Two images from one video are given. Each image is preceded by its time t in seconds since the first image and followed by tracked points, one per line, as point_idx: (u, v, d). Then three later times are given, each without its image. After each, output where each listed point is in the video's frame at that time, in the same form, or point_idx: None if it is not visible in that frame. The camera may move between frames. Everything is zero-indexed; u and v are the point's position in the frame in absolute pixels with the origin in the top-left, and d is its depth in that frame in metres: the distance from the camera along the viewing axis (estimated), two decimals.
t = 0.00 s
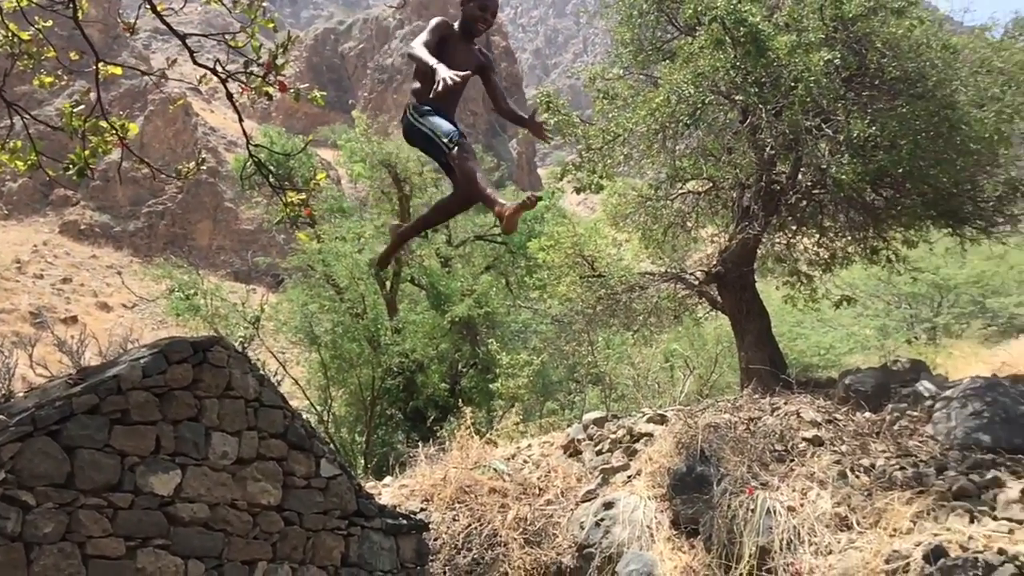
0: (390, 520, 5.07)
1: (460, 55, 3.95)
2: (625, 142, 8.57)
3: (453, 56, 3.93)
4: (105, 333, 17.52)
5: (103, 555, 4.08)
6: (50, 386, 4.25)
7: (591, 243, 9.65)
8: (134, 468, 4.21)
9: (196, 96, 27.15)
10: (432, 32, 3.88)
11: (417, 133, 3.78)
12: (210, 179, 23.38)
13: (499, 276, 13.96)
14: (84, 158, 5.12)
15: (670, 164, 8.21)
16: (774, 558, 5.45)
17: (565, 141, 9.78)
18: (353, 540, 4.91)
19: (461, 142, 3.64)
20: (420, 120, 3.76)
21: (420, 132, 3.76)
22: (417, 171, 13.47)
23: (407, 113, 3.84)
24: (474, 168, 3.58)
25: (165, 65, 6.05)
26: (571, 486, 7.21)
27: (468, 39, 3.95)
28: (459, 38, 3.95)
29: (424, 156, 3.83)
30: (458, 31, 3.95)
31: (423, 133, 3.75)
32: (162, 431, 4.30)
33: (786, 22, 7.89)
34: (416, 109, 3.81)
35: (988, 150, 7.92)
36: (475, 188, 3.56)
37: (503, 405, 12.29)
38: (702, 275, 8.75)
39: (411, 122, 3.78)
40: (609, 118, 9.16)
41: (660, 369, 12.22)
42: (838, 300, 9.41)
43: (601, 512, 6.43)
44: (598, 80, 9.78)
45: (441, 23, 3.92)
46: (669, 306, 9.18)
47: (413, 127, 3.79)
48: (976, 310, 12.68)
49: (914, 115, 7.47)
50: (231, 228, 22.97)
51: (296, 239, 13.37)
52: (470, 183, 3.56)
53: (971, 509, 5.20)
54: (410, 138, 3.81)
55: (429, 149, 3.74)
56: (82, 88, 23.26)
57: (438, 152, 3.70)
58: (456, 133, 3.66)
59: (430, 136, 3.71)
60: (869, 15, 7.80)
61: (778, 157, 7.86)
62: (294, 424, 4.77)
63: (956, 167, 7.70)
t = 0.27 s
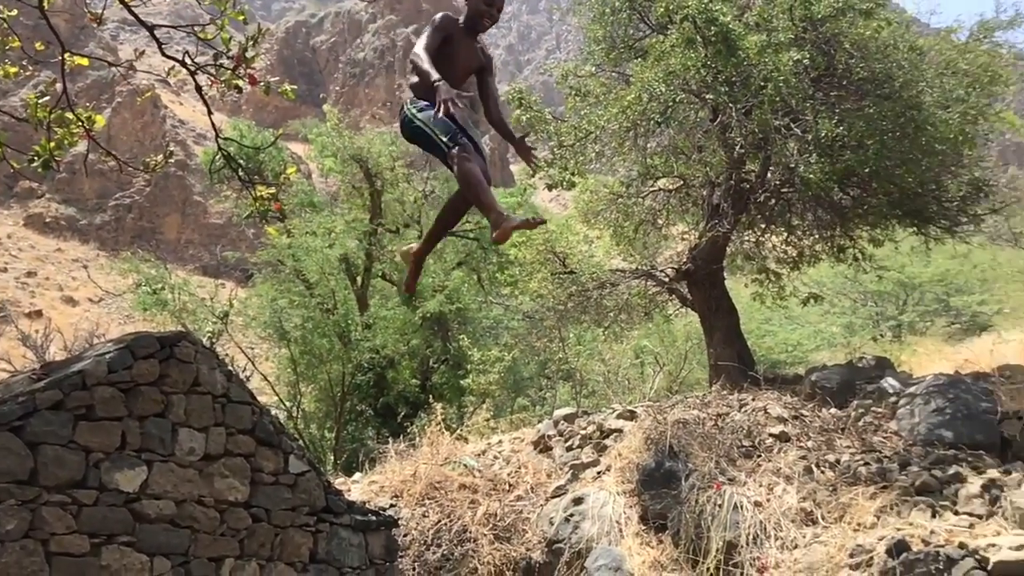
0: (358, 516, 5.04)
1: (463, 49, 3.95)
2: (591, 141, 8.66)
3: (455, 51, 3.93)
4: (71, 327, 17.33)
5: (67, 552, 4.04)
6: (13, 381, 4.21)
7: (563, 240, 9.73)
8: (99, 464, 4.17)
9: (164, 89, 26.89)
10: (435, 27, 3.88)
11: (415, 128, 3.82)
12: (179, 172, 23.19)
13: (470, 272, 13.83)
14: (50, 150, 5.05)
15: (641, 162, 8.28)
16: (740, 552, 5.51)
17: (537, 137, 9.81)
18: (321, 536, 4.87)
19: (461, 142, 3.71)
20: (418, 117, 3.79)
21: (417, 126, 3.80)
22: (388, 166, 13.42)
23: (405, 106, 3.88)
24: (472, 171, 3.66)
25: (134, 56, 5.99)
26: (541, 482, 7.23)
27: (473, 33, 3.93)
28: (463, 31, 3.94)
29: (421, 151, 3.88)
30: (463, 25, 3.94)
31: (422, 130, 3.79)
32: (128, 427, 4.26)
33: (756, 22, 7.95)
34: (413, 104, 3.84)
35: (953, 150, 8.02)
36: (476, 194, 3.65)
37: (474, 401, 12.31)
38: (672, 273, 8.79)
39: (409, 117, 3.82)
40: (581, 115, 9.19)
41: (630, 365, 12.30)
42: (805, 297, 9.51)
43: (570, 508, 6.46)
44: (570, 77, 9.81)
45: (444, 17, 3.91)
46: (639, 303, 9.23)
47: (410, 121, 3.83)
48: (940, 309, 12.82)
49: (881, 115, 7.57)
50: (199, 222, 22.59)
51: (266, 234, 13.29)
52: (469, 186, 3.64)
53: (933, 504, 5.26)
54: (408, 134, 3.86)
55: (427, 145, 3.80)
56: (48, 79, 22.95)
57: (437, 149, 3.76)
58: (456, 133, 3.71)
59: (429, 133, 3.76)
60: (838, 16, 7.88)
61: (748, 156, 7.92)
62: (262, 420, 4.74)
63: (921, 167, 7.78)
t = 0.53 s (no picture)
0: (325, 511, 4.97)
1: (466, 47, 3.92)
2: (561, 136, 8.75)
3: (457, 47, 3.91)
4: (33, 320, 17.10)
5: (27, 548, 4.02)
6: None
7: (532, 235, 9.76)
8: (60, 459, 4.14)
9: (130, 78, 26.55)
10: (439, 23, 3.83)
11: (413, 126, 3.83)
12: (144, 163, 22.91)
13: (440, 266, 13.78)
14: (11, 139, 4.96)
15: (610, 157, 8.32)
16: (706, 545, 5.56)
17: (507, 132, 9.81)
18: (286, 531, 4.80)
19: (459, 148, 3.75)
20: (418, 117, 3.80)
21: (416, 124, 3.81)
22: (357, 159, 13.32)
23: (402, 103, 3.87)
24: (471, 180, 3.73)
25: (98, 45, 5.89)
26: (509, 476, 7.26)
27: (475, 30, 3.90)
28: (466, 27, 3.90)
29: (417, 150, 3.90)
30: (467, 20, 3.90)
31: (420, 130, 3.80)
32: (90, 421, 4.23)
33: (725, 20, 8.00)
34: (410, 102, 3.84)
35: (916, 149, 8.10)
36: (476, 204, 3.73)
37: (443, 395, 12.31)
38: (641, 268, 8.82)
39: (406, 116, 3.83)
40: (551, 110, 9.19)
41: (598, 360, 12.34)
42: (771, 293, 9.61)
43: (538, 502, 6.50)
44: (540, 72, 9.81)
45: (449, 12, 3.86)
46: (608, 298, 9.27)
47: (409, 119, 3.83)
48: (902, 305, 13.24)
49: (847, 113, 7.64)
50: (165, 214, 22.45)
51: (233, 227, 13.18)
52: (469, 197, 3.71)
53: (894, 497, 5.32)
54: (404, 133, 3.87)
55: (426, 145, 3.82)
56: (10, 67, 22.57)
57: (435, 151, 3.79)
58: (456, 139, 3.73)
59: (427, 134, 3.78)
60: (805, 15, 7.94)
61: (716, 153, 7.98)
62: (228, 414, 4.69)
63: (885, 166, 7.84)
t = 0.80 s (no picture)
0: (293, 504, 4.94)
1: (472, 47, 4.05)
2: (535, 128, 8.78)
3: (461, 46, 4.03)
4: None
5: None
6: None
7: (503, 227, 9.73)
8: (23, 452, 4.12)
9: (96, 67, 26.18)
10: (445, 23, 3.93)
11: (412, 123, 3.98)
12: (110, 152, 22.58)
13: (411, 259, 13.80)
14: None
15: (582, 151, 8.33)
16: (673, 536, 5.61)
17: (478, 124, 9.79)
18: (254, 524, 4.78)
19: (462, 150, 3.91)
20: (418, 116, 3.95)
21: (416, 123, 3.97)
22: (327, 150, 13.22)
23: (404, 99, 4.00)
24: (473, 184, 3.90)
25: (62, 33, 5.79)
26: (479, 468, 7.28)
27: (482, 31, 4.03)
28: (473, 27, 4.02)
29: (415, 146, 4.07)
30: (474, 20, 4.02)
31: (420, 128, 3.97)
32: (53, 415, 4.20)
33: (695, 16, 8.03)
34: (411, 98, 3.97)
35: (881, 145, 8.18)
36: (476, 211, 3.94)
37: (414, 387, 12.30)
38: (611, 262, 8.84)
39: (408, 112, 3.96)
40: (523, 104, 9.19)
41: (569, 353, 12.35)
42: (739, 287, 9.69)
43: (508, 494, 6.55)
44: (512, 65, 9.79)
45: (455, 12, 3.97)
46: (578, 292, 9.30)
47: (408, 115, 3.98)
48: (869, 299, 13.46)
49: (815, 110, 7.71)
50: (131, 204, 22.09)
51: (201, 218, 13.05)
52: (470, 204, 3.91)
53: (858, 488, 5.38)
54: (403, 128, 4.03)
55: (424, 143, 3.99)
56: None
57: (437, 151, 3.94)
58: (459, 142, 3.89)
59: (427, 135, 3.95)
60: (775, 11, 8.00)
61: (685, 148, 8.03)
62: (195, 407, 4.65)
63: (851, 162, 7.91)
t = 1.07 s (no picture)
0: (259, 494, 4.93)
1: (476, 47, 4.08)
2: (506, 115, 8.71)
3: (466, 43, 4.04)
4: None
5: None
6: None
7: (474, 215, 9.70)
8: None
9: (57, 50, 25.75)
10: (450, 20, 3.93)
11: (412, 119, 3.98)
12: (72, 137, 22.21)
13: (380, 247, 13.81)
14: None
15: (551, 140, 8.35)
16: (638, 522, 5.65)
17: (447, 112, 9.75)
18: (219, 514, 4.75)
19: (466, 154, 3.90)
20: (420, 113, 3.95)
21: (416, 120, 3.97)
22: (294, 137, 13.08)
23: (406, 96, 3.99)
24: (475, 189, 3.88)
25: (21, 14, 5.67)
26: (447, 456, 7.29)
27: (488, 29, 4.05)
28: (479, 27, 4.04)
29: (415, 144, 4.05)
30: (480, 18, 4.03)
31: (421, 127, 3.95)
32: (12, 404, 4.16)
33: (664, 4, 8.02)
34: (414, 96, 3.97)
35: (846, 135, 8.23)
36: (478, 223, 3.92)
37: (382, 375, 12.28)
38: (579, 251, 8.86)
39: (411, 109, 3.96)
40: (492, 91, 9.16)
41: (538, 341, 12.35)
42: (707, 276, 9.76)
43: (475, 482, 6.57)
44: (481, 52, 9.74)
45: (461, 9, 3.96)
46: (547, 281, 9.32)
47: (410, 111, 3.98)
48: (832, 288, 13.71)
49: (781, 100, 7.78)
50: (94, 190, 21.94)
51: (166, 205, 12.90)
52: (471, 215, 3.89)
53: (820, 473, 5.45)
54: (403, 124, 4.02)
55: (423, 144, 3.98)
56: None
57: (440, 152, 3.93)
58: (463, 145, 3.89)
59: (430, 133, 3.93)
60: (741, 2, 8.05)
61: (653, 137, 8.06)
62: (158, 395, 4.61)
63: (815, 152, 7.96)
